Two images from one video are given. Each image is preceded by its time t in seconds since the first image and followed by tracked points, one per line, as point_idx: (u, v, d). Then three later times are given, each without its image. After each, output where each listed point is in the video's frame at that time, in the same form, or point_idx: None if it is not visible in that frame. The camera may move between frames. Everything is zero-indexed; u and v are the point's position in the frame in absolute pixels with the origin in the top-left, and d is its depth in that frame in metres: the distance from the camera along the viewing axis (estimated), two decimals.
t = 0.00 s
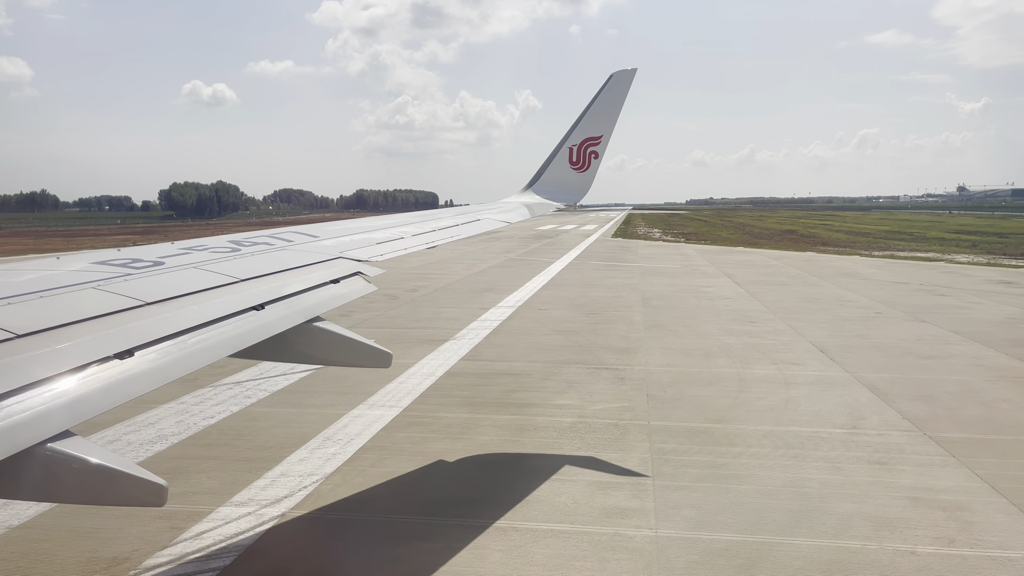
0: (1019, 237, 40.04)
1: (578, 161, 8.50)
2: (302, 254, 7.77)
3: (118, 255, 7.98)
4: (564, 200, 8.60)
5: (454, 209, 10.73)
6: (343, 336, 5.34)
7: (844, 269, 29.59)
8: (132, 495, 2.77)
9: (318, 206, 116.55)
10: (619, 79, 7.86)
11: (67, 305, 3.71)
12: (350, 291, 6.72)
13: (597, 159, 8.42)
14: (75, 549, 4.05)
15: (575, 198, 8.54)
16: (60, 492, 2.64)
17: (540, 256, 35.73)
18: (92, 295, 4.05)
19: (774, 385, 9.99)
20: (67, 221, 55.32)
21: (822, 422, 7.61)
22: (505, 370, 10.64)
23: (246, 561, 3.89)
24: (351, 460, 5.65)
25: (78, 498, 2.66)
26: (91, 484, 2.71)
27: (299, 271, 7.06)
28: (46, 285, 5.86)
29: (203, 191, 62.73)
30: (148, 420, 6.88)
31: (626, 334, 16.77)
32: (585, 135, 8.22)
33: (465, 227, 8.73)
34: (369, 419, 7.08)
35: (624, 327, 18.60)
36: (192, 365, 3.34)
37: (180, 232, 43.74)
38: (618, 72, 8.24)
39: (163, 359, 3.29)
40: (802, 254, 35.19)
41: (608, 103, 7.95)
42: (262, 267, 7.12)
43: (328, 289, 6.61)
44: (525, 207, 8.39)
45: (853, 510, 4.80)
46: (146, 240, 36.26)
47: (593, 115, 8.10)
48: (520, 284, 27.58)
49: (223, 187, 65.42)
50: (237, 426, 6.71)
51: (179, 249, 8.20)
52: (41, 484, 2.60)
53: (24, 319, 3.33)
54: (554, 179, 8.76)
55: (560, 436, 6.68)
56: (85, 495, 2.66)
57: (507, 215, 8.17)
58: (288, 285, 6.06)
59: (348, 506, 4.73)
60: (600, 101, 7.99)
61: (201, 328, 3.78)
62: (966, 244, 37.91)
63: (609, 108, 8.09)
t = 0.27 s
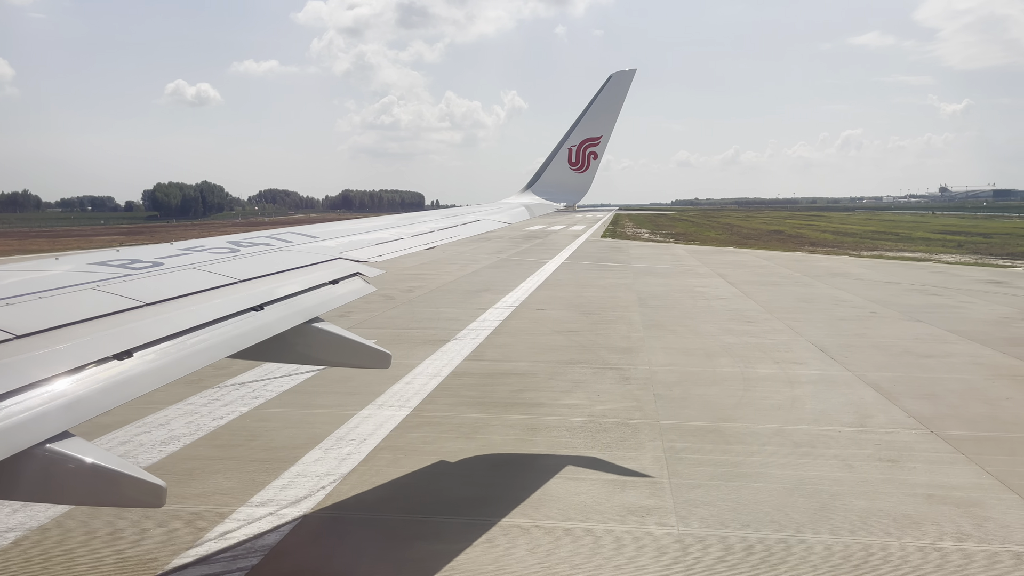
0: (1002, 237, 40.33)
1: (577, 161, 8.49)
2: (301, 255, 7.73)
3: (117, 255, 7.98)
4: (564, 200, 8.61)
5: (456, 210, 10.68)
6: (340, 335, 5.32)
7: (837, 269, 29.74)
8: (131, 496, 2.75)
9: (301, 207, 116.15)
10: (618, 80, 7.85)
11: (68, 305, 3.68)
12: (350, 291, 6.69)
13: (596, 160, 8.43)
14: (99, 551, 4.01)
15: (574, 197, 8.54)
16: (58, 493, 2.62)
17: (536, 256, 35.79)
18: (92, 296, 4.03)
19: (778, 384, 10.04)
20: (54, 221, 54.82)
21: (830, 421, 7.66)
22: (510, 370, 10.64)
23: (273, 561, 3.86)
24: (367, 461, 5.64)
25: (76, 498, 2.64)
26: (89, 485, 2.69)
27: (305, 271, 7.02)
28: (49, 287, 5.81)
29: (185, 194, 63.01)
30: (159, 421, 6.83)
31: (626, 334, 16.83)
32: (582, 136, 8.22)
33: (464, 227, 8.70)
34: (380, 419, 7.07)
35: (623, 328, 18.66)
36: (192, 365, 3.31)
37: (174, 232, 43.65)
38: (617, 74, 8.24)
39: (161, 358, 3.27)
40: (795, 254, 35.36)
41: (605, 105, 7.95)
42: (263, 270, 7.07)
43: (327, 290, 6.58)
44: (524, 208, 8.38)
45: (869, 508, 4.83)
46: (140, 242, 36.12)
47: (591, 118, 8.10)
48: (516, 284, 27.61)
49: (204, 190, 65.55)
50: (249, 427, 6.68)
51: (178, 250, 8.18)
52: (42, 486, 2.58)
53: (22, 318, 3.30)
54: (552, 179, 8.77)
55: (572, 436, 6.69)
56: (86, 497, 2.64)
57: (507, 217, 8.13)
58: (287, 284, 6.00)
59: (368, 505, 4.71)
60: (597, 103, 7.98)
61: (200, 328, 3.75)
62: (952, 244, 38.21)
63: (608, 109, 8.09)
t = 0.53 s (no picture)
0: (988, 237, 40.81)
1: (576, 161, 8.51)
2: (299, 255, 7.73)
3: (116, 254, 8.00)
4: (563, 200, 8.64)
5: (457, 209, 10.67)
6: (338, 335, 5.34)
7: (830, 269, 29.96)
8: (131, 496, 2.74)
9: (289, 208, 115.70)
10: (616, 80, 7.84)
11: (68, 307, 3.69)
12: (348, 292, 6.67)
13: (595, 160, 8.45)
14: (124, 553, 3.97)
15: (573, 198, 8.56)
16: (58, 493, 2.60)
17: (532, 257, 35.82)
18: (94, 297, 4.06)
19: (782, 383, 10.09)
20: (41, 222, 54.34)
21: (838, 420, 7.71)
22: (515, 370, 10.65)
23: (300, 560, 3.83)
24: (382, 461, 5.64)
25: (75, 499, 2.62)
26: (89, 486, 2.67)
27: (310, 271, 7.01)
28: (49, 287, 5.79)
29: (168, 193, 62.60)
30: (170, 421, 6.78)
31: (626, 335, 16.88)
32: (581, 136, 8.23)
33: (462, 227, 8.69)
34: (391, 420, 7.08)
35: (621, 328, 18.71)
36: (191, 365, 3.32)
37: (166, 233, 43.41)
38: (615, 74, 8.23)
39: (159, 359, 3.27)
40: (788, 254, 35.57)
41: (604, 106, 7.95)
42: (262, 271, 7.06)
43: (325, 290, 6.55)
44: (523, 208, 8.39)
45: (886, 505, 4.86)
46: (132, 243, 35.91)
47: (589, 118, 8.11)
48: (513, 285, 27.63)
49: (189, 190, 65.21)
50: (261, 427, 6.66)
51: (177, 250, 8.20)
52: (41, 487, 2.56)
53: (20, 321, 3.30)
54: (551, 180, 8.79)
55: (584, 435, 6.71)
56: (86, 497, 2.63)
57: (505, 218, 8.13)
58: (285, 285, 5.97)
59: (388, 505, 4.69)
60: (595, 104, 7.99)
61: (198, 329, 3.76)
62: (940, 244, 38.64)
63: (606, 109, 8.09)
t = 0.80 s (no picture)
0: (973, 237, 41.80)
1: (575, 162, 8.52)
2: (299, 256, 7.71)
3: (115, 254, 7.98)
4: (563, 201, 8.66)
5: (458, 209, 10.66)
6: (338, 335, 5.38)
7: (822, 269, 30.23)
8: (128, 497, 2.71)
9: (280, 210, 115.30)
10: (614, 81, 7.85)
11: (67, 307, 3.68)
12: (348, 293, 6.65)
13: (595, 160, 8.47)
14: (148, 554, 3.90)
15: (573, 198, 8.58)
16: (55, 494, 2.58)
17: (527, 258, 35.83)
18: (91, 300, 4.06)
19: (786, 383, 10.15)
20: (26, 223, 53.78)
21: (845, 419, 7.76)
22: (520, 371, 10.67)
23: (327, 561, 3.79)
24: (398, 462, 5.64)
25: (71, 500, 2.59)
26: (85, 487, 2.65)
27: (315, 271, 6.99)
28: (50, 289, 5.76)
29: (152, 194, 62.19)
30: (181, 422, 6.72)
31: (626, 335, 16.92)
32: (580, 136, 8.24)
33: (462, 227, 8.68)
34: (402, 420, 7.08)
35: (620, 328, 18.74)
36: (189, 367, 3.32)
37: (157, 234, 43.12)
38: (613, 74, 8.24)
39: (157, 359, 3.27)
40: (782, 254, 35.81)
41: (602, 106, 7.95)
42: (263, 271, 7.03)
43: (326, 291, 6.53)
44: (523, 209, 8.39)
45: (903, 503, 4.89)
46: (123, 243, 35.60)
47: (588, 118, 8.11)
48: (510, 286, 27.63)
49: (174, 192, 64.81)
50: (273, 428, 6.63)
51: (176, 250, 8.19)
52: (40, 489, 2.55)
53: (18, 321, 3.29)
54: (549, 180, 8.80)
55: (595, 434, 6.74)
56: (86, 498, 2.61)
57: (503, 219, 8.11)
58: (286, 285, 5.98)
59: (410, 505, 4.68)
60: (593, 104, 7.98)
61: (196, 330, 3.76)
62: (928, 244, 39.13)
63: (605, 110, 8.10)
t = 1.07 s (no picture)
0: (958, 237, 42.66)
1: (574, 162, 8.51)
2: (298, 257, 7.69)
3: (113, 255, 7.95)
4: (562, 202, 8.68)
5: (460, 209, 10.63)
6: (338, 336, 5.45)
7: (814, 270, 30.50)
8: (128, 499, 2.68)
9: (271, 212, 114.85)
10: (613, 83, 7.85)
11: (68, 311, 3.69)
12: (346, 294, 6.62)
13: (594, 162, 8.49)
14: (172, 554, 3.87)
15: (571, 199, 8.60)
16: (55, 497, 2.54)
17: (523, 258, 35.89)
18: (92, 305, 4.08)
19: (789, 382, 10.23)
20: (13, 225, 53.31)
21: (851, 418, 7.83)
22: (525, 371, 10.70)
23: (353, 559, 3.80)
24: (413, 462, 5.66)
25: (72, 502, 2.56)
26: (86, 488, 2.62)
27: (320, 272, 6.99)
28: (50, 292, 5.75)
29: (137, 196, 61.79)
30: (191, 424, 6.69)
31: (625, 335, 17.00)
32: (579, 138, 8.25)
33: (461, 228, 8.68)
34: (413, 420, 7.10)
35: (619, 328, 18.83)
36: (189, 367, 3.32)
37: (150, 236, 42.96)
38: (612, 76, 8.25)
39: (157, 360, 3.27)
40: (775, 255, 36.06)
41: (602, 108, 7.96)
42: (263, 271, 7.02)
43: (324, 292, 6.51)
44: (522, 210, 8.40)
45: (917, 501, 4.93)
46: (116, 244, 35.43)
47: (588, 120, 8.12)
48: (506, 287, 27.67)
49: (159, 192, 64.38)
50: (284, 429, 6.62)
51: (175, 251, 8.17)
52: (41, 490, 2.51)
53: (19, 326, 3.30)
54: (548, 181, 8.81)
55: (606, 434, 6.78)
56: (87, 499, 2.58)
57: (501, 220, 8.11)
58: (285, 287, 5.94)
59: (429, 505, 4.68)
60: (593, 106, 7.99)
61: (194, 332, 3.77)
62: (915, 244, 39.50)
63: (604, 111, 8.12)
